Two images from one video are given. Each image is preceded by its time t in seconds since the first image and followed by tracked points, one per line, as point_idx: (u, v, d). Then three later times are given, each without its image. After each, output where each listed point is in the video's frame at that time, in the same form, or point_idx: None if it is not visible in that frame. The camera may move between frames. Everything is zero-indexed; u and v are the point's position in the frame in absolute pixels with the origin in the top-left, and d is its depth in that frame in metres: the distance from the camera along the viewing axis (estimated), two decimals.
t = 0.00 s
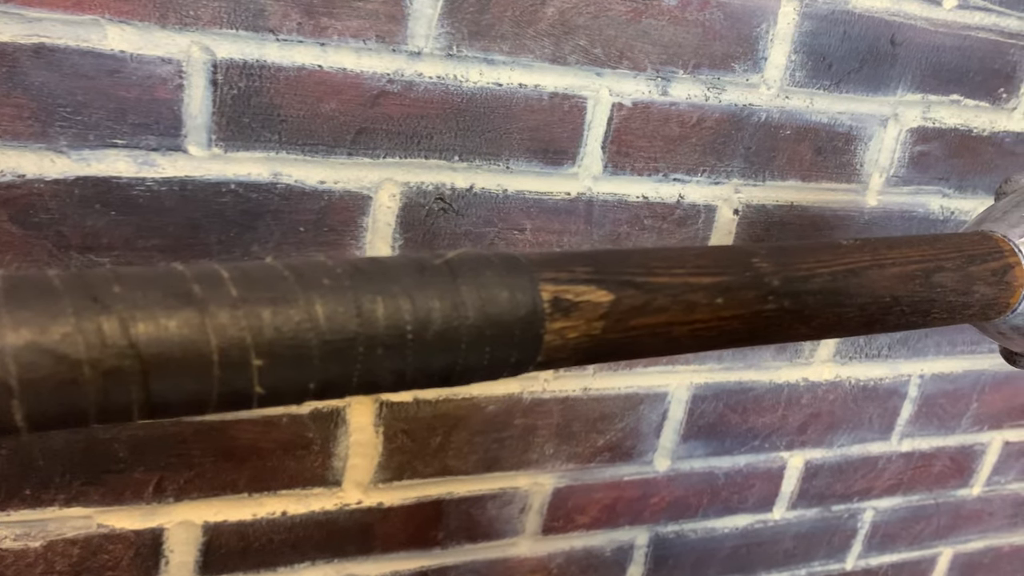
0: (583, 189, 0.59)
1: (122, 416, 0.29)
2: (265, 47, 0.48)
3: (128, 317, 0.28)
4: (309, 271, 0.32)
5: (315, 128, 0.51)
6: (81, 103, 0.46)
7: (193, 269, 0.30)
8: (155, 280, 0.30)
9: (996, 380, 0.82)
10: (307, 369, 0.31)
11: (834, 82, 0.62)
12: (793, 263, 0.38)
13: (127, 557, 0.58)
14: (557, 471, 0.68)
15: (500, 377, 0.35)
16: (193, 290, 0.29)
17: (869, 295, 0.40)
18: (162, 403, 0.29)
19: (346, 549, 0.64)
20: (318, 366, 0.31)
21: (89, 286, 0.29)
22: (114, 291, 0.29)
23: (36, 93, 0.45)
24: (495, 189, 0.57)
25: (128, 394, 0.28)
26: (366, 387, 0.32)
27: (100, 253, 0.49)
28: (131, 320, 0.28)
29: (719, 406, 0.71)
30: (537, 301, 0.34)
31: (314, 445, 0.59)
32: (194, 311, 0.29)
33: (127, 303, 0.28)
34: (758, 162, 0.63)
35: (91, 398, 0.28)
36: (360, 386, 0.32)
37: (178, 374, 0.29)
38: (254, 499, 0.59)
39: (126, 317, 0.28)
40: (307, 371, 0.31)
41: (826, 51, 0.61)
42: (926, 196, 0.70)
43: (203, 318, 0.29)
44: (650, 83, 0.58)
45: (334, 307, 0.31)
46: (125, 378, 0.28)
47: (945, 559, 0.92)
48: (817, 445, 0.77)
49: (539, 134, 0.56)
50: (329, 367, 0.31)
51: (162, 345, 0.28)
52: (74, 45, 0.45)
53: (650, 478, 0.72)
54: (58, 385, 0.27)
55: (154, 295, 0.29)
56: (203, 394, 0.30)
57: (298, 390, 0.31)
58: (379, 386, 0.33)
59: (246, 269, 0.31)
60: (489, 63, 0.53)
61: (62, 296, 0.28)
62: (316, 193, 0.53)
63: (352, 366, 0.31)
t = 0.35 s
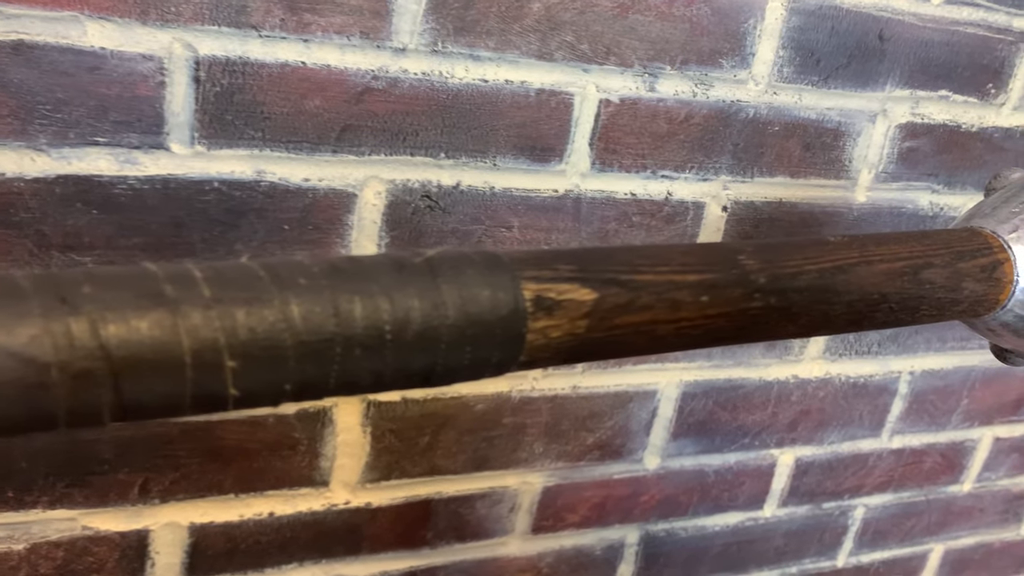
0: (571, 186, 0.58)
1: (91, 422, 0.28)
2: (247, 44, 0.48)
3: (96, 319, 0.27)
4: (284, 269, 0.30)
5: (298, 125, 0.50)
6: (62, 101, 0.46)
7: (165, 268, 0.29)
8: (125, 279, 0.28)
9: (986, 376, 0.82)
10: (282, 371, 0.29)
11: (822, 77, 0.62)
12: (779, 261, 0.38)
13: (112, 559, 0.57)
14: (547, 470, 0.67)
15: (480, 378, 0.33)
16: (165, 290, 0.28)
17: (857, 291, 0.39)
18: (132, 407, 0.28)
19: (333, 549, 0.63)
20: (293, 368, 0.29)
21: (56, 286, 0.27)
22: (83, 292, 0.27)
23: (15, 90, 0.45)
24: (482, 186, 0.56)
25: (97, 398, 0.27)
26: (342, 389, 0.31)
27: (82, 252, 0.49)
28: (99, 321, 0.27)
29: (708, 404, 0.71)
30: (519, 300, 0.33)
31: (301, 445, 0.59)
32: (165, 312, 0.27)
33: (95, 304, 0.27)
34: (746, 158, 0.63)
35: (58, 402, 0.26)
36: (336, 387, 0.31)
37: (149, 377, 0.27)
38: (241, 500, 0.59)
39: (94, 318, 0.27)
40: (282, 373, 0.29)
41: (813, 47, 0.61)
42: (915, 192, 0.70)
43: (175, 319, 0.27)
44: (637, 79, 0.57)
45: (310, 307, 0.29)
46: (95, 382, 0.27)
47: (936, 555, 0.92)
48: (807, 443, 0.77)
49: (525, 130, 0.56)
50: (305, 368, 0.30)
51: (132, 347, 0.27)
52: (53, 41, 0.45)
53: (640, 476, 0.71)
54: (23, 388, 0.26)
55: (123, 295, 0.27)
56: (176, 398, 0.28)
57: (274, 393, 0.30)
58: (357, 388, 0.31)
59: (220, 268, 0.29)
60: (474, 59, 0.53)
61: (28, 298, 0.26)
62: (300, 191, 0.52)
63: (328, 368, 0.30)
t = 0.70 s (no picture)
0: (553, 181, 0.58)
1: (48, 424, 0.27)
2: (222, 38, 0.47)
3: (50, 319, 0.26)
4: (248, 266, 0.30)
5: (275, 120, 0.50)
6: (31, 97, 0.45)
7: (125, 265, 0.28)
8: (81, 277, 0.27)
9: (972, 371, 0.81)
10: (246, 371, 0.29)
11: (805, 71, 0.62)
12: (758, 256, 0.37)
13: (90, 562, 0.56)
14: (531, 468, 0.67)
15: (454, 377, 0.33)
16: (124, 288, 0.27)
17: (839, 287, 0.38)
18: (90, 409, 0.27)
19: (315, 550, 0.62)
20: (258, 368, 0.29)
21: (9, 285, 0.26)
22: (36, 290, 0.26)
23: None
24: (462, 182, 0.55)
25: (53, 399, 0.26)
26: (309, 389, 0.30)
27: (55, 250, 0.48)
28: (54, 321, 0.26)
29: (693, 400, 0.70)
30: (492, 297, 0.32)
31: (281, 445, 0.58)
32: (123, 311, 0.27)
33: (49, 304, 0.26)
34: (729, 154, 0.62)
35: (12, 405, 0.26)
36: (303, 387, 0.30)
37: (107, 378, 0.26)
38: (221, 501, 0.58)
39: (48, 319, 0.26)
40: (246, 373, 0.29)
41: (796, 40, 0.60)
42: (899, 186, 0.69)
43: (133, 319, 0.27)
44: (619, 74, 0.57)
45: (275, 305, 0.29)
46: (49, 384, 0.26)
47: (923, 550, 0.92)
48: (793, 439, 0.77)
49: (506, 125, 0.55)
50: (270, 369, 0.29)
51: (88, 348, 0.26)
52: (22, 36, 0.44)
53: (625, 474, 0.71)
54: None
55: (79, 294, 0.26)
56: (135, 399, 0.27)
57: (238, 394, 0.29)
58: (325, 388, 0.31)
59: (182, 265, 0.29)
60: (453, 53, 0.52)
61: None
62: (276, 187, 0.51)
63: (294, 367, 0.29)
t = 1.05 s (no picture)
0: (533, 179, 0.58)
1: None
2: (195, 36, 0.47)
3: None
4: (207, 266, 0.29)
5: (250, 118, 0.49)
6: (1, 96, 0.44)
7: (78, 266, 0.27)
8: (33, 279, 0.27)
9: (956, 367, 0.81)
10: (204, 375, 0.28)
11: (786, 68, 0.62)
12: (735, 254, 0.37)
13: (66, 566, 0.56)
14: (514, 468, 0.67)
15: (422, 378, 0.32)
16: (76, 290, 0.27)
17: (818, 285, 0.38)
18: (43, 414, 0.26)
19: (296, 551, 0.62)
20: (216, 371, 0.28)
21: None
22: None
23: None
24: (442, 180, 0.55)
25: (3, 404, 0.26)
26: (270, 392, 0.30)
27: (26, 251, 0.48)
28: (4, 324, 0.25)
29: (676, 397, 0.70)
30: (461, 298, 0.32)
31: (260, 446, 0.58)
32: (75, 313, 0.26)
33: None
34: (710, 151, 0.62)
35: None
36: (265, 390, 0.30)
37: (59, 382, 0.26)
38: (200, 503, 0.57)
39: None
40: (203, 376, 0.28)
41: (776, 37, 0.60)
42: (882, 183, 0.69)
43: (86, 321, 0.26)
44: (599, 71, 0.56)
45: (234, 307, 0.28)
46: None
47: (908, 546, 0.92)
48: (777, 436, 0.76)
49: (485, 123, 0.55)
50: (230, 372, 0.28)
51: (39, 351, 0.26)
52: None
53: (608, 473, 0.71)
54: None
55: (30, 297, 0.26)
56: (90, 404, 0.27)
57: (196, 398, 0.28)
58: (287, 391, 0.30)
59: (139, 266, 0.28)
60: (431, 50, 0.52)
61: None
62: (253, 186, 0.51)
63: (254, 370, 0.29)
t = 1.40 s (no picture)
0: (510, 179, 0.57)
1: None
2: (164, 35, 0.46)
3: None
4: (157, 274, 0.28)
5: (221, 118, 0.49)
6: None
7: (22, 275, 0.27)
8: None
9: (937, 365, 0.81)
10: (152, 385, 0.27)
11: (764, 66, 0.61)
12: (705, 259, 0.37)
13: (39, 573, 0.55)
14: (494, 470, 0.66)
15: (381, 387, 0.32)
16: (18, 299, 0.26)
17: (790, 289, 0.38)
18: None
19: (274, 556, 0.61)
20: (165, 381, 0.28)
21: None
22: None
23: None
24: (418, 180, 0.54)
25: None
26: (222, 401, 0.29)
27: None
28: None
29: (658, 397, 0.70)
30: (422, 305, 0.31)
31: (236, 450, 0.57)
32: (16, 323, 0.26)
33: None
34: (689, 149, 0.62)
35: None
36: (217, 400, 0.29)
37: None
38: (175, 508, 0.57)
39: None
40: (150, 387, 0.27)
41: (754, 34, 0.60)
42: (862, 180, 0.69)
43: (27, 332, 0.26)
44: (576, 69, 0.56)
45: (183, 316, 0.27)
46: None
47: (891, 544, 0.92)
48: (759, 435, 0.76)
49: (461, 122, 0.54)
50: (179, 381, 0.28)
51: None
52: None
53: (590, 473, 0.70)
54: None
55: None
56: (32, 416, 0.26)
57: (145, 408, 0.28)
58: (241, 401, 0.30)
59: (86, 273, 0.28)
60: (405, 49, 0.51)
61: None
62: (225, 187, 0.50)
63: (204, 380, 0.28)
